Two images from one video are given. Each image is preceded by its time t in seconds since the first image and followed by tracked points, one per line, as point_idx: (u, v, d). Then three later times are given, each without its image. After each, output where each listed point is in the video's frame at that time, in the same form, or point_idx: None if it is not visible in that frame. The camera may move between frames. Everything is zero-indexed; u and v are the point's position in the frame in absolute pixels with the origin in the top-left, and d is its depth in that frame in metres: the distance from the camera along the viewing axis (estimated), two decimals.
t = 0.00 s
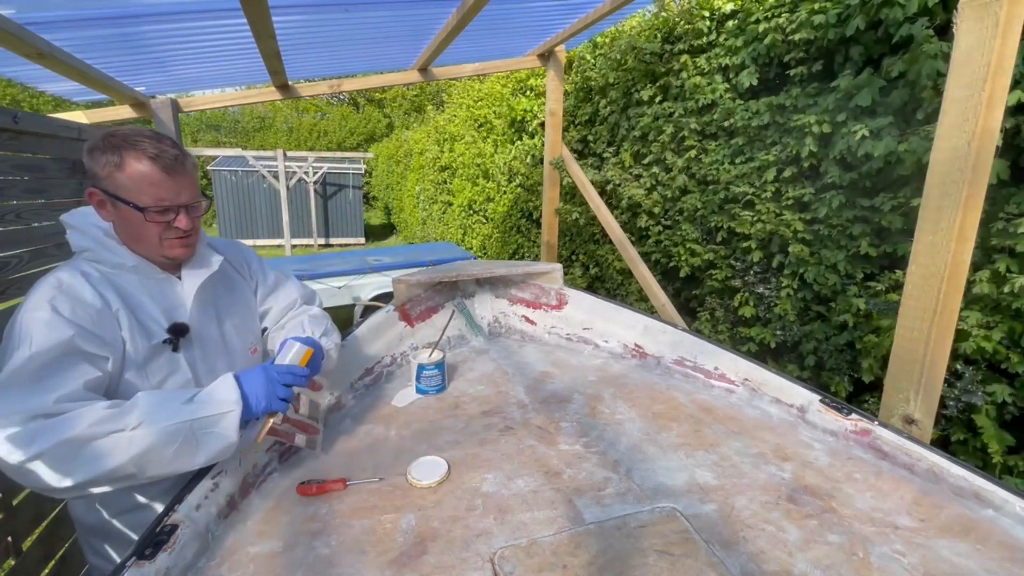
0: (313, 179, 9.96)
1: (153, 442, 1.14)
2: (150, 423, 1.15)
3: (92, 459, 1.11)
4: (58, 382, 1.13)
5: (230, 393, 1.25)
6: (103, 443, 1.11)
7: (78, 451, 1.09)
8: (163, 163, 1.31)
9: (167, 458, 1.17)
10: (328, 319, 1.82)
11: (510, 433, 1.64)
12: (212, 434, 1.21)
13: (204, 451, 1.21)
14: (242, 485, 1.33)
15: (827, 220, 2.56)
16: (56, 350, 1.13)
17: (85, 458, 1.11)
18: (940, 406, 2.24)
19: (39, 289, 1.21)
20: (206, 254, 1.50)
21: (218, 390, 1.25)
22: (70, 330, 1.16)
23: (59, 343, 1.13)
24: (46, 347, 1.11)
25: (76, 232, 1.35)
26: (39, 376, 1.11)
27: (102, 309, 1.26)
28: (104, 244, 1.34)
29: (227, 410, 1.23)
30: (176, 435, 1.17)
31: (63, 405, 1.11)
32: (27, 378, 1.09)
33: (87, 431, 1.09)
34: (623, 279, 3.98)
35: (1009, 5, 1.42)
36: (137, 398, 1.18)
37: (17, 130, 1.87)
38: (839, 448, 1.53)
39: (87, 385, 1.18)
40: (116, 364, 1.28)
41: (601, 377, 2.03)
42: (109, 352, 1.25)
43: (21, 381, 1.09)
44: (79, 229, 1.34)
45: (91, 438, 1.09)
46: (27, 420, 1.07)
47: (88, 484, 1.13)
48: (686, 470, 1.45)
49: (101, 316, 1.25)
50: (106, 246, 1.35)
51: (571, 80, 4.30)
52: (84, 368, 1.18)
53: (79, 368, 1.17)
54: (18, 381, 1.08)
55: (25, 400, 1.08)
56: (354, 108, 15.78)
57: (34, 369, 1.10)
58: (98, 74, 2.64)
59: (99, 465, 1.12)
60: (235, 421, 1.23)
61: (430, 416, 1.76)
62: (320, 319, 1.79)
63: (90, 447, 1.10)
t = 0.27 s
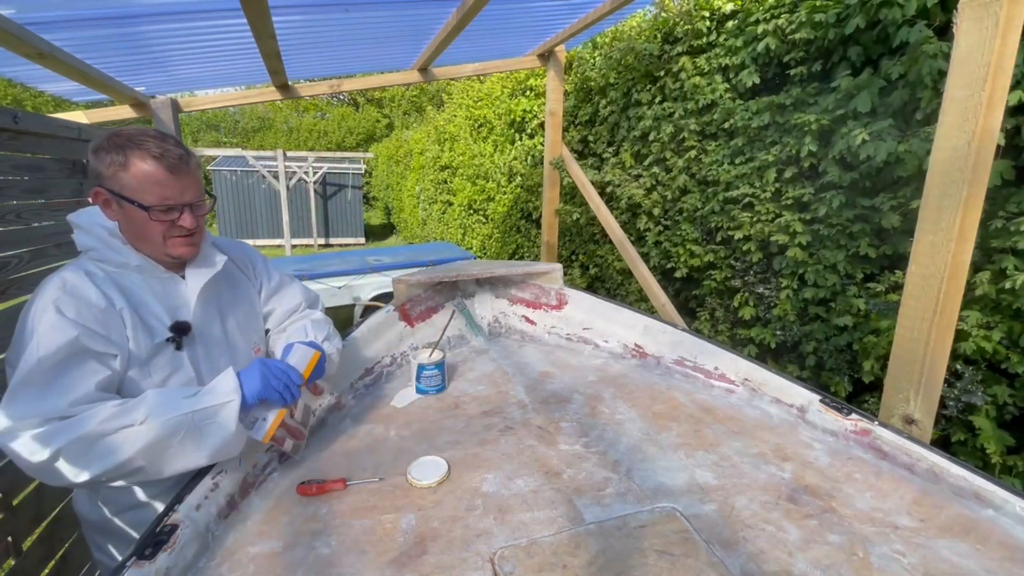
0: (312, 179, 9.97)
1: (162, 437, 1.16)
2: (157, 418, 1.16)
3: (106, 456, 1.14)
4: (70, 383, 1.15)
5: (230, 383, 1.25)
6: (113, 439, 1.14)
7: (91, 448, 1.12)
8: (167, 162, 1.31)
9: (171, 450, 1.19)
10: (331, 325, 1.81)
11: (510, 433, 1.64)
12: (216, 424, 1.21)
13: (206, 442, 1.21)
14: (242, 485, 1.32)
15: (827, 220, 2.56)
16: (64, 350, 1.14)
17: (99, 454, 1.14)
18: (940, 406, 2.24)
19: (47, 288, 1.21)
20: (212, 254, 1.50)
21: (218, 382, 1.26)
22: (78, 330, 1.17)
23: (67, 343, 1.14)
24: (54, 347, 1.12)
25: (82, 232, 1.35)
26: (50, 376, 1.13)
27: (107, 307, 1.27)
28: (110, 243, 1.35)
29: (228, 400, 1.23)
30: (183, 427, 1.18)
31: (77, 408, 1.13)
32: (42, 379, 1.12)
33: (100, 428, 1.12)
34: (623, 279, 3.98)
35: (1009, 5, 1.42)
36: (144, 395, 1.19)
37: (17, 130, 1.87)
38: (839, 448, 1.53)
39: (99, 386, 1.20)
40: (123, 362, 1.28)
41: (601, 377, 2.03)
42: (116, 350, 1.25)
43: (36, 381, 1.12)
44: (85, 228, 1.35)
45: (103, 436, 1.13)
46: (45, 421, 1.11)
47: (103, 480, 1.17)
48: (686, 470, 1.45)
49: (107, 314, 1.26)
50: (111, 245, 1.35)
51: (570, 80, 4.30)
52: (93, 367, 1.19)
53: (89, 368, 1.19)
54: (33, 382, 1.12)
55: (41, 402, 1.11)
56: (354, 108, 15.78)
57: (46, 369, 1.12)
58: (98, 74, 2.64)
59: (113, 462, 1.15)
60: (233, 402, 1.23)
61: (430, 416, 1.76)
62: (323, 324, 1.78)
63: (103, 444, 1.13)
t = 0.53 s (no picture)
0: (312, 179, 9.97)
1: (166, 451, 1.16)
2: (162, 434, 1.16)
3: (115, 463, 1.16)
4: (78, 381, 1.15)
5: (234, 417, 1.23)
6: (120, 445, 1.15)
7: (100, 453, 1.14)
8: (170, 161, 1.31)
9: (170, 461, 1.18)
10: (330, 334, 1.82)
11: (510, 433, 1.64)
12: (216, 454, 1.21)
13: (209, 465, 1.21)
14: (242, 485, 1.32)
15: (827, 220, 2.55)
16: (71, 348, 1.14)
17: (108, 459, 1.15)
18: (940, 406, 2.24)
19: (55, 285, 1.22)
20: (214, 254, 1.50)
21: (222, 410, 1.24)
22: (84, 328, 1.17)
23: (72, 340, 1.14)
24: (61, 344, 1.13)
25: (88, 230, 1.35)
26: (57, 371, 1.13)
27: (113, 307, 1.27)
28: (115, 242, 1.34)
29: (228, 435, 1.21)
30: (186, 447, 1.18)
31: (87, 404, 1.13)
32: (52, 374, 1.12)
33: (107, 435, 1.12)
34: (623, 279, 3.99)
35: (1009, 6, 1.42)
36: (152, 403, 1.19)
37: (18, 130, 1.87)
38: (839, 448, 1.53)
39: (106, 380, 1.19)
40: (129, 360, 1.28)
41: (601, 377, 2.03)
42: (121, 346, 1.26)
43: (46, 376, 1.12)
44: (90, 226, 1.35)
45: (111, 442, 1.13)
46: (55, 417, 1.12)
47: (112, 484, 1.19)
48: (686, 470, 1.45)
49: (112, 312, 1.26)
50: (115, 244, 1.34)
51: (570, 80, 4.30)
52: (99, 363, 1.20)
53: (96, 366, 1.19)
54: (41, 379, 1.12)
55: (50, 397, 1.11)
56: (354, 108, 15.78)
57: (55, 365, 1.13)
58: (98, 74, 2.64)
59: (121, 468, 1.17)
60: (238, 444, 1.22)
61: (430, 416, 1.76)
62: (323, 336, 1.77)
63: (110, 450, 1.14)
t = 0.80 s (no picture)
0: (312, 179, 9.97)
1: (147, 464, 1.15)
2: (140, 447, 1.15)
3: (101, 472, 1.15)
4: (71, 384, 1.15)
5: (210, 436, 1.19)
6: (112, 451, 1.14)
7: (88, 460, 1.14)
8: (177, 161, 1.31)
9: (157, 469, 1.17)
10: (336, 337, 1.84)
11: (510, 433, 1.64)
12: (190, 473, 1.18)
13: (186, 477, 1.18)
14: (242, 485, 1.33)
15: (827, 221, 2.55)
16: (65, 352, 1.14)
17: (92, 466, 1.15)
18: (940, 406, 2.24)
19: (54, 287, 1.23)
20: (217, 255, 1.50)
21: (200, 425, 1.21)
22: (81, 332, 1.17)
23: (68, 344, 1.14)
24: (56, 348, 1.13)
25: (92, 230, 1.35)
26: (51, 375, 1.14)
27: (114, 310, 1.27)
28: (118, 243, 1.34)
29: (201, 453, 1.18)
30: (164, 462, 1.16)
31: (78, 410, 1.14)
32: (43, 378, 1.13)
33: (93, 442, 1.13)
34: (623, 279, 3.99)
35: (1009, 5, 1.42)
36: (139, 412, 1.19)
37: (18, 131, 1.87)
38: (839, 448, 1.53)
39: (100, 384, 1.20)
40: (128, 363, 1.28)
41: (601, 377, 2.03)
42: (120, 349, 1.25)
43: (39, 380, 1.13)
44: (93, 226, 1.35)
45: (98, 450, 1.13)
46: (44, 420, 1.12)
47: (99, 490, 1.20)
48: (686, 470, 1.45)
49: (113, 314, 1.26)
50: (118, 244, 1.34)
51: (570, 80, 4.30)
52: (95, 366, 1.20)
53: (93, 370, 1.19)
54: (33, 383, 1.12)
55: (46, 400, 1.12)
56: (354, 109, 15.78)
57: (48, 369, 1.13)
58: (98, 74, 2.64)
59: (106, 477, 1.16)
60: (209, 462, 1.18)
61: (430, 416, 1.76)
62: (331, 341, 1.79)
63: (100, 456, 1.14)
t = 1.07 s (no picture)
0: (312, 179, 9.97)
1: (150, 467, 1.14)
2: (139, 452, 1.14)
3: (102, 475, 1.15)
4: (69, 390, 1.15)
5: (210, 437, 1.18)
6: (110, 457, 1.14)
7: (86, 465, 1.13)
8: (183, 164, 1.31)
9: (157, 473, 1.16)
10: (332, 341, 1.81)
11: (510, 433, 1.64)
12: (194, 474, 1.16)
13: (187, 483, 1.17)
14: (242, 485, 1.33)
15: (826, 221, 2.55)
16: (63, 357, 1.14)
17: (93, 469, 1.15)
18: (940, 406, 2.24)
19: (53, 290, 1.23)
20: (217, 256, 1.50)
21: (200, 426, 1.20)
22: (81, 337, 1.16)
23: (68, 348, 1.14)
24: (53, 354, 1.13)
25: (92, 231, 1.35)
26: (51, 379, 1.13)
27: (114, 313, 1.26)
28: (117, 245, 1.34)
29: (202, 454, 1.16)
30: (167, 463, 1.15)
31: (76, 414, 1.14)
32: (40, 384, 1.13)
33: (90, 447, 1.12)
34: (623, 279, 3.99)
35: (1009, 6, 1.42)
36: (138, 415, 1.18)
37: (18, 130, 1.87)
38: (839, 448, 1.53)
39: (99, 389, 1.19)
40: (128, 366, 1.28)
41: (601, 377, 2.03)
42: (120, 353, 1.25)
43: (37, 385, 1.12)
44: (94, 226, 1.34)
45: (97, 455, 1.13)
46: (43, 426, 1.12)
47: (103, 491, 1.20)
48: (686, 470, 1.45)
49: (113, 317, 1.26)
50: (118, 246, 1.34)
51: (570, 80, 4.30)
52: (94, 370, 1.19)
53: (92, 374, 1.19)
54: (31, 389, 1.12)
55: (47, 405, 1.12)
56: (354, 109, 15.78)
57: (46, 374, 1.13)
58: (99, 75, 2.64)
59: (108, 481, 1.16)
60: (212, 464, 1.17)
61: (429, 416, 1.76)
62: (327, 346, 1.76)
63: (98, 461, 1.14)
